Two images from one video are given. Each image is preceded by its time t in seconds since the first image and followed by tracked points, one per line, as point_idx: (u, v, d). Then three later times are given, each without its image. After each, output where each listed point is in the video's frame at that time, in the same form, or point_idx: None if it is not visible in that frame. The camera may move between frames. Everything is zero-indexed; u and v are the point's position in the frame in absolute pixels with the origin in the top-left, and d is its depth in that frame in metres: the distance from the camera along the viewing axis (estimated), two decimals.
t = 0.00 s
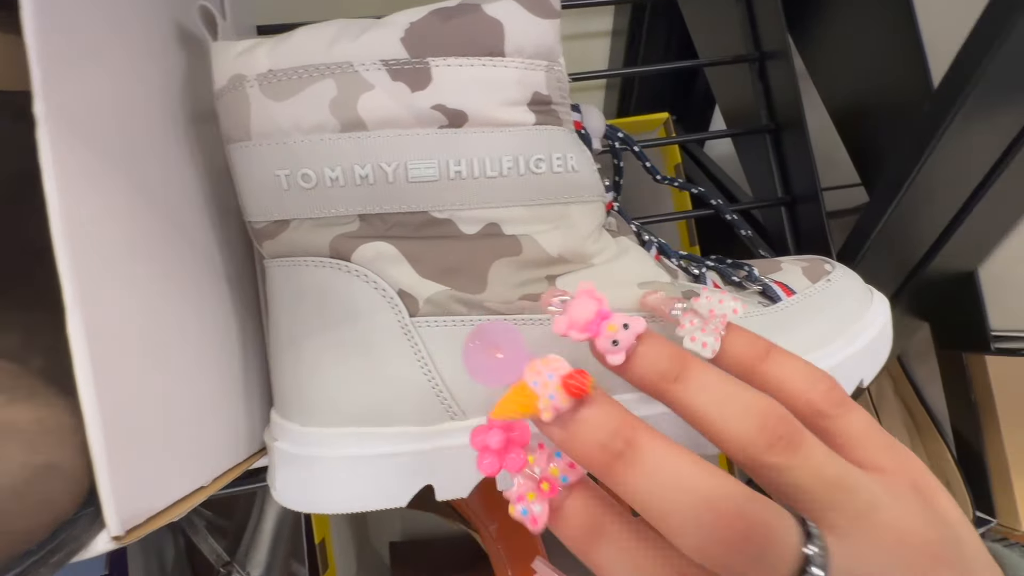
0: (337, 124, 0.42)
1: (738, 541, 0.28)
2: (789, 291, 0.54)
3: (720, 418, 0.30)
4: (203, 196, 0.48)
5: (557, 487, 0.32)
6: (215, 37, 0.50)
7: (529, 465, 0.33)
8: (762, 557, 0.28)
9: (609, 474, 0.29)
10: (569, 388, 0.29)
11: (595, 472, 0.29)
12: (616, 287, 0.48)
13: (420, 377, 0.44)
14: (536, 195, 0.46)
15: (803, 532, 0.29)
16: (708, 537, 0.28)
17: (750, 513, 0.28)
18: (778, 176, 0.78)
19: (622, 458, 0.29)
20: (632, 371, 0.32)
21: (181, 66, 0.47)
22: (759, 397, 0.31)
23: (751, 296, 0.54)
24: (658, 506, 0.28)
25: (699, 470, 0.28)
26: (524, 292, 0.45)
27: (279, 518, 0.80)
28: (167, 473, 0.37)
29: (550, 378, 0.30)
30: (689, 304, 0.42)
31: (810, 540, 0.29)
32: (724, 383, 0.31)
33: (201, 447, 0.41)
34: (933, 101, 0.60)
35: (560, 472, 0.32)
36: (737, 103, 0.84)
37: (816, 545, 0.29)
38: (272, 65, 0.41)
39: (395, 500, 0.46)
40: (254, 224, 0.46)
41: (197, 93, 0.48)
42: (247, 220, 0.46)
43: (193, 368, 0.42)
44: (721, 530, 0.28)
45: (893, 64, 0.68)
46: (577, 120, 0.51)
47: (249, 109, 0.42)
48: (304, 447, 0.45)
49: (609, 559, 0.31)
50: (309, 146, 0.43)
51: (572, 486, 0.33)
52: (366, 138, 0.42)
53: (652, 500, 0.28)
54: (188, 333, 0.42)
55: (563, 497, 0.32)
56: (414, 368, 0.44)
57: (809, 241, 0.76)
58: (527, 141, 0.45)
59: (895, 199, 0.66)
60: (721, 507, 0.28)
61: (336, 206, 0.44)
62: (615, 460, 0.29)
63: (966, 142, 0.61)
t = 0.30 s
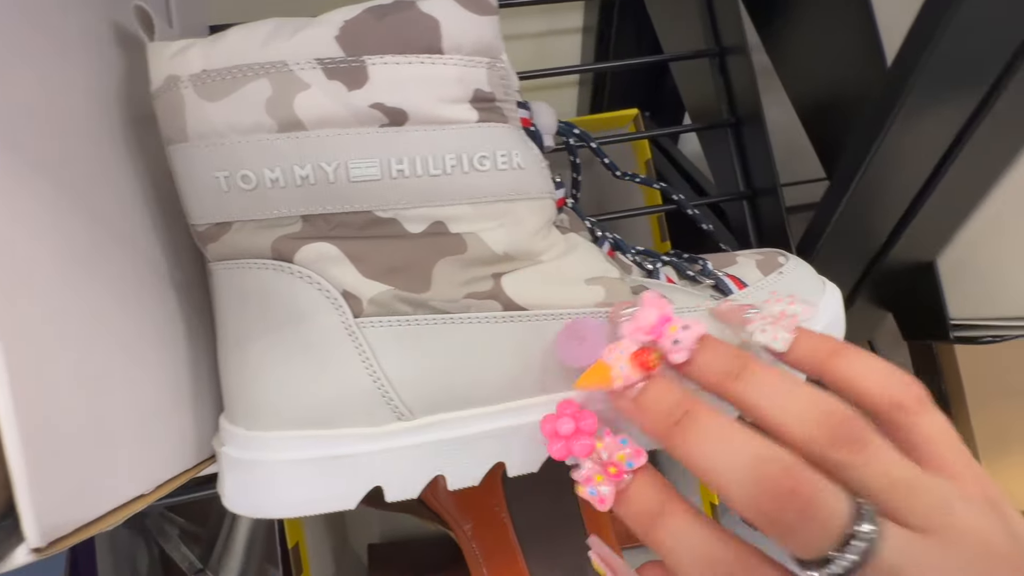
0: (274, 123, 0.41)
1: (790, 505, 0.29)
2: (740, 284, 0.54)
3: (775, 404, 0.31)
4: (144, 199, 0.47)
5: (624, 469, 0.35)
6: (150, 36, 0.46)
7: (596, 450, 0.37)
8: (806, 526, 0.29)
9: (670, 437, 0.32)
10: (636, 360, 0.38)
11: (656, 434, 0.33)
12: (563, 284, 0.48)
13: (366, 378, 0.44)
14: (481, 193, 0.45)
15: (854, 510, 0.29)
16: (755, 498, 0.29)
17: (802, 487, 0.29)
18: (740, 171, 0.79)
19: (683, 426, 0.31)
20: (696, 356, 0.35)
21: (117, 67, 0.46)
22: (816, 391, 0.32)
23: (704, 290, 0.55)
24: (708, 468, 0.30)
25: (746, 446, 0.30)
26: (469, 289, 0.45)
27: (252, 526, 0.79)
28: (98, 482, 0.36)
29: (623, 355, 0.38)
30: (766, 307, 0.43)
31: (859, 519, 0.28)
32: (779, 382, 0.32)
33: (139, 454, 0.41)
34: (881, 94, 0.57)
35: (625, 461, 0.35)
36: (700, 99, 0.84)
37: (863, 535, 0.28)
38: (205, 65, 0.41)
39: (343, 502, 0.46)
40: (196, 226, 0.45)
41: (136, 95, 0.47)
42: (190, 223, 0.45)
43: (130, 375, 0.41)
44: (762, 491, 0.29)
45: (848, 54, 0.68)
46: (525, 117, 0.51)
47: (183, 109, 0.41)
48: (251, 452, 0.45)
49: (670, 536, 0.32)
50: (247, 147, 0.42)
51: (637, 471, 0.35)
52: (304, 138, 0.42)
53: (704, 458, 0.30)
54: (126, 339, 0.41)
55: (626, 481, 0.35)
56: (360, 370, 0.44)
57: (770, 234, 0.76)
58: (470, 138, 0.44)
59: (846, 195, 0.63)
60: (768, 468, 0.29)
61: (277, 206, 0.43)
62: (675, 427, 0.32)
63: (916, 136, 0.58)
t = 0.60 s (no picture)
0: (225, 128, 0.41)
1: (925, 439, 0.25)
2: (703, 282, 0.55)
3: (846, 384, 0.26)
4: (96, 206, 0.46)
5: (757, 388, 0.28)
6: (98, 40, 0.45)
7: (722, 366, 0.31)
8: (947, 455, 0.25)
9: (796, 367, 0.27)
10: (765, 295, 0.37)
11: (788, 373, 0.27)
12: (523, 285, 0.48)
13: (326, 384, 0.45)
14: (441, 195, 0.45)
15: (984, 452, 0.25)
16: (891, 427, 0.26)
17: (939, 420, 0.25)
18: (709, 168, 0.80)
19: (813, 356, 0.27)
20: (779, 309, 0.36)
21: (66, 71, 0.45)
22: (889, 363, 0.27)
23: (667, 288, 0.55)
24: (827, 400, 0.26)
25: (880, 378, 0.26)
26: (428, 292, 0.45)
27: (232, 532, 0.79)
28: (38, 498, 0.36)
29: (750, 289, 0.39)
30: (806, 295, 0.42)
31: (991, 461, 0.25)
32: (854, 356, 0.27)
33: (94, 466, 0.41)
34: (836, 87, 0.57)
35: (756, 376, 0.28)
36: (669, 97, 0.84)
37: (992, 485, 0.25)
38: (153, 68, 0.40)
39: (304, 507, 0.46)
40: (151, 232, 0.44)
41: (86, 99, 0.46)
42: (145, 229, 0.45)
43: (82, 385, 0.41)
44: (900, 419, 0.26)
45: (813, 49, 0.67)
46: (487, 117, 0.51)
47: (132, 114, 0.41)
48: (211, 459, 0.44)
49: (818, 470, 0.26)
50: (199, 151, 0.41)
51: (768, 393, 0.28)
52: (258, 142, 0.41)
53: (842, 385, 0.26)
54: (78, 349, 0.41)
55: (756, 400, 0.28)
56: (319, 374, 0.44)
57: (739, 230, 0.77)
58: (428, 141, 0.44)
59: (812, 187, 0.62)
60: (901, 404, 0.26)
61: (232, 211, 0.43)
62: (801, 359, 0.27)
63: (874, 131, 0.56)
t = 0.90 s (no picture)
0: (185, 133, 0.40)
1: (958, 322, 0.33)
2: (677, 283, 0.55)
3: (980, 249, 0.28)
4: (55, 213, 0.45)
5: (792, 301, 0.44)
6: (55, 44, 0.44)
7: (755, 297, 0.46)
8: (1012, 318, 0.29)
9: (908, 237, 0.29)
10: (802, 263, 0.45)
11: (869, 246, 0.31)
12: (494, 289, 0.48)
13: (293, 392, 0.44)
14: (409, 199, 0.44)
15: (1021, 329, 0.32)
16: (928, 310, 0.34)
17: (1009, 279, 0.28)
18: (687, 167, 0.80)
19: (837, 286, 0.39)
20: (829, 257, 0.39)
21: (20, 76, 0.44)
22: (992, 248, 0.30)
23: (642, 289, 0.55)
24: (949, 262, 0.28)
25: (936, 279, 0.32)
26: (396, 298, 0.45)
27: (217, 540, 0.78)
28: None
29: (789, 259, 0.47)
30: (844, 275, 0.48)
31: None
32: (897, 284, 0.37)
33: (58, 480, 0.40)
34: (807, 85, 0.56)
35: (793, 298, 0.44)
36: (648, 96, 0.84)
37: None
38: (108, 73, 0.39)
39: (274, 517, 0.45)
40: (113, 240, 0.43)
41: (42, 104, 0.45)
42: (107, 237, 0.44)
43: (43, 398, 0.40)
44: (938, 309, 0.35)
45: (791, 46, 0.67)
46: (457, 119, 0.50)
47: (88, 120, 0.40)
48: (177, 470, 0.43)
49: (850, 346, 0.32)
50: (158, 157, 0.40)
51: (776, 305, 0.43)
52: (218, 148, 0.41)
53: (955, 249, 0.28)
54: (37, 360, 0.40)
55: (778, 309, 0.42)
56: (285, 383, 0.44)
57: (717, 230, 0.77)
58: (394, 144, 0.43)
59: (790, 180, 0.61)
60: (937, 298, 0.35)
61: (193, 218, 0.42)
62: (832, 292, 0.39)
63: (854, 124, 0.55)
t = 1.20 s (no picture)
0: (181, 139, 0.40)
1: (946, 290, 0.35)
2: (671, 282, 0.55)
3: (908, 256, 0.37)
4: (52, 219, 0.45)
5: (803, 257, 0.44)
6: (50, 51, 0.44)
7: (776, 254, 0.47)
8: (980, 289, 0.34)
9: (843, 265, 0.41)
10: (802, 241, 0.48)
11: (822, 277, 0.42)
12: (490, 291, 0.48)
13: (291, 395, 0.44)
14: (405, 202, 0.45)
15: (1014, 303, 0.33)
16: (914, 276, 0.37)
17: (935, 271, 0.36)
18: (681, 167, 0.80)
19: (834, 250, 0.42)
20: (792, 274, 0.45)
21: (16, 82, 0.44)
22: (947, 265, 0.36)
23: (636, 288, 0.56)
24: (881, 271, 0.38)
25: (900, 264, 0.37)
26: (393, 300, 0.45)
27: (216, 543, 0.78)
28: None
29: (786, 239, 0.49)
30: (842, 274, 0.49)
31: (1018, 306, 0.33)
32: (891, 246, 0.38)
33: (56, 484, 0.40)
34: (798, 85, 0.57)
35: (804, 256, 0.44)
36: (641, 96, 0.85)
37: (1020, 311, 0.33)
38: (104, 79, 0.39)
39: (274, 518, 0.46)
40: (110, 246, 0.43)
41: (39, 111, 0.46)
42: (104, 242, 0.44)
43: (41, 403, 0.40)
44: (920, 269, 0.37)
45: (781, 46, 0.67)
46: (452, 123, 0.51)
47: (84, 126, 0.40)
48: (176, 473, 0.44)
49: (838, 319, 0.37)
50: (154, 163, 0.41)
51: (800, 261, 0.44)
52: (214, 153, 0.41)
53: (885, 259, 0.38)
54: (35, 365, 0.40)
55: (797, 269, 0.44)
56: (284, 386, 0.44)
57: (711, 229, 0.77)
58: (390, 148, 0.44)
59: (778, 177, 0.60)
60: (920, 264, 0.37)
61: (190, 223, 0.42)
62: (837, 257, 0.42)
63: (842, 119, 0.56)
